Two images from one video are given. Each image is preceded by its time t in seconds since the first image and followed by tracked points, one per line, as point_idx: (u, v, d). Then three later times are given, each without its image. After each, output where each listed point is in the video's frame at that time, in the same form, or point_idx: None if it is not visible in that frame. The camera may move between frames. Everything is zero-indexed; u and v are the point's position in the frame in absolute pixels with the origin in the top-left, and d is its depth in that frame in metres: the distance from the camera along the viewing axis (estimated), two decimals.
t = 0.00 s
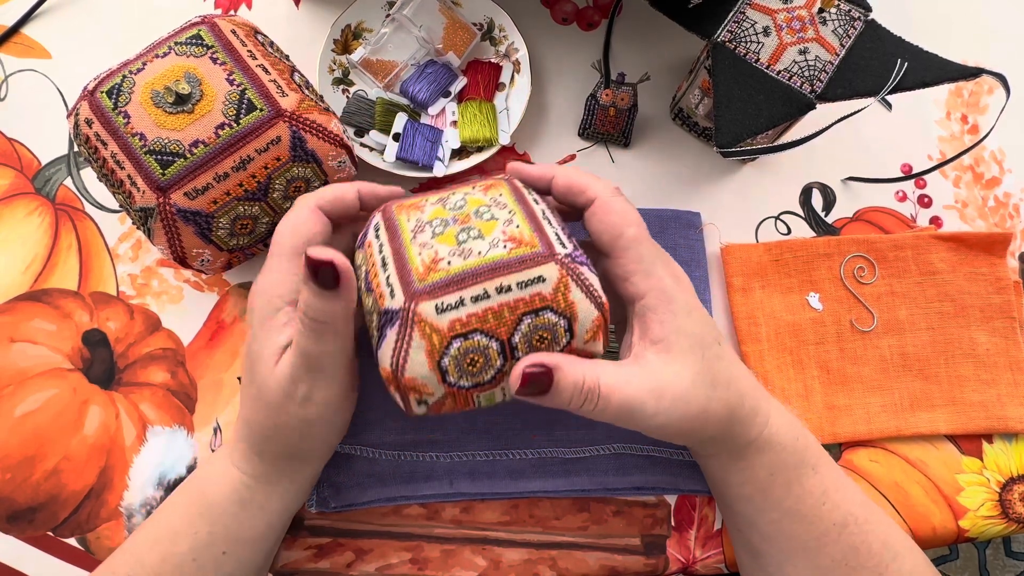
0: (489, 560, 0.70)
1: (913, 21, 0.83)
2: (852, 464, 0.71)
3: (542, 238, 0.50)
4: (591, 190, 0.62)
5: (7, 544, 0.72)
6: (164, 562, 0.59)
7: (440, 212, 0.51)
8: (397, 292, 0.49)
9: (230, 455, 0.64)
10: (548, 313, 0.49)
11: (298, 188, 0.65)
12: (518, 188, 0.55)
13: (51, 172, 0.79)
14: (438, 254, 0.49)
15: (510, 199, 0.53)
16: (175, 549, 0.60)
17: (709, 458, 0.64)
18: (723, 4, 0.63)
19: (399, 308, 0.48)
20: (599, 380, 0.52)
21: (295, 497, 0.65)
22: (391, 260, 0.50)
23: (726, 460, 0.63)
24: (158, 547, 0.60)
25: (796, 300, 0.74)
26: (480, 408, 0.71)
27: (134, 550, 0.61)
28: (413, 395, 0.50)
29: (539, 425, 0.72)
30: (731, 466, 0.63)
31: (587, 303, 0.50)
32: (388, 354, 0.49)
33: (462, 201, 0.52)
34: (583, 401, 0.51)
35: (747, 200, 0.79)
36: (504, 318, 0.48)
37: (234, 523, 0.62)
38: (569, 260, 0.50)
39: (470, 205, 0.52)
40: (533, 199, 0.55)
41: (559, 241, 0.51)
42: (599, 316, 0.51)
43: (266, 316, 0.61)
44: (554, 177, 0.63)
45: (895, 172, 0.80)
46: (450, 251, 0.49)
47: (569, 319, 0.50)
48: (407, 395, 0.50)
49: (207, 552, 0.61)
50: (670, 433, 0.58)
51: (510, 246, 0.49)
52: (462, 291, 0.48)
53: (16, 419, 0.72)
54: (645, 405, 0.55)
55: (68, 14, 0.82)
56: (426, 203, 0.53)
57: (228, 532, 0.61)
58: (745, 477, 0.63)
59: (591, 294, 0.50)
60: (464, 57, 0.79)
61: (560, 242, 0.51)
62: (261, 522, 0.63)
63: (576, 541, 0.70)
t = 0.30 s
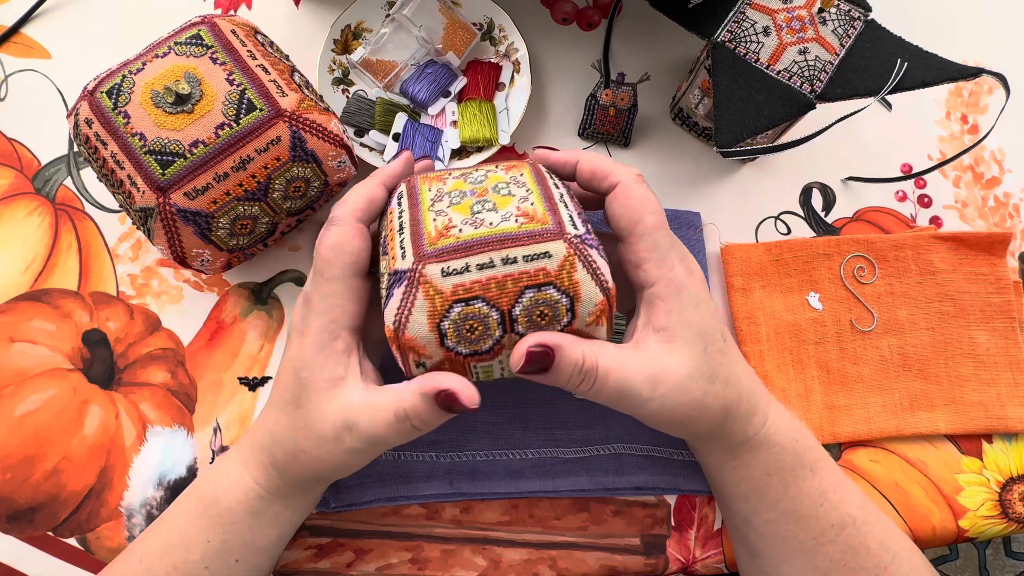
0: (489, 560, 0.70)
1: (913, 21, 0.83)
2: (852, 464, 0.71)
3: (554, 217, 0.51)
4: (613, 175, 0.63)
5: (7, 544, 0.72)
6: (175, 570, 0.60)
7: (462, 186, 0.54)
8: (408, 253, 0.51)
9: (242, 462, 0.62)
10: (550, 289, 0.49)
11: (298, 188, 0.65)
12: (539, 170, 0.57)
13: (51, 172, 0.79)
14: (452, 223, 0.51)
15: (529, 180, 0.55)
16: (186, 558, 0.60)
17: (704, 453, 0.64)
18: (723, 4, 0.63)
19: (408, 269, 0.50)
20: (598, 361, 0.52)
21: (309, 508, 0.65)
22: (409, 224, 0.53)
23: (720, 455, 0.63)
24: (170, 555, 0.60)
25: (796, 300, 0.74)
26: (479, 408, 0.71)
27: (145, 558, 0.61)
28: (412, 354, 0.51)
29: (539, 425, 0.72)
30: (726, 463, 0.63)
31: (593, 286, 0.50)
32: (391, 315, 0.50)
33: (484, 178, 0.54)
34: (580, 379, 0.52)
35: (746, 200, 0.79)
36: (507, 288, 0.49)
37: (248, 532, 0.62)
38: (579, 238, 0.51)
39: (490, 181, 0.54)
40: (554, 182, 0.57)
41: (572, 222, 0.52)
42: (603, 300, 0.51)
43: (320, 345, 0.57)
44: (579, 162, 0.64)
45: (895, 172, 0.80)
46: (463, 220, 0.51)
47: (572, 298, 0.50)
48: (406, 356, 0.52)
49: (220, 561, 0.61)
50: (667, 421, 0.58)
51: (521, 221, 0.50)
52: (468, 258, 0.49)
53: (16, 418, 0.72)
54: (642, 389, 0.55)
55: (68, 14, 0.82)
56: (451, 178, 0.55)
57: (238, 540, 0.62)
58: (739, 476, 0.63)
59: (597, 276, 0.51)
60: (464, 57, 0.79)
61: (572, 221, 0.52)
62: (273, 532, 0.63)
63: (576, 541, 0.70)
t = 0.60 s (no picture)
0: (489, 560, 0.70)
1: (913, 21, 0.83)
2: (852, 464, 0.71)
3: (539, 228, 0.51)
4: (607, 181, 0.62)
5: (7, 544, 0.72)
6: (174, 566, 0.60)
7: (452, 194, 0.54)
8: (396, 264, 0.52)
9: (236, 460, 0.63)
10: (533, 301, 0.50)
11: (298, 188, 0.65)
12: (532, 177, 0.56)
13: (51, 172, 0.79)
14: (438, 234, 0.51)
15: (519, 188, 0.55)
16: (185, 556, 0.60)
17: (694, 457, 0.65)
18: (723, 4, 0.63)
19: (396, 278, 0.51)
20: (582, 373, 0.53)
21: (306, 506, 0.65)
22: (400, 233, 0.54)
23: (710, 459, 0.64)
24: (169, 551, 0.60)
25: (796, 300, 0.74)
26: (479, 408, 0.71)
27: (145, 554, 0.61)
28: (401, 360, 0.53)
29: (539, 425, 0.72)
30: (716, 466, 0.64)
31: (576, 298, 0.51)
32: (381, 321, 0.52)
33: (474, 186, 0.54)
34: (562, 389, 0.53)
35: (746, 200, 0.79)
36: (489, 300, 0.50)
37: (247, 529, 0.62)
38: (563, 250, 0.51)
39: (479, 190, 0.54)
40: (547, 189, 0.56)
41: (557, 232, 0.52)
42: (587, 311, 0.52)
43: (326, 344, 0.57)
44: (573, 166, 0.63)
45: (895, 172, 0.80)
46: (449, 231, 0.51)
47: (554, 310, 0.51)
48: (396, 360, 0.54)
49: (218, 557, 0.61)
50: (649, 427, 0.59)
51: (506, 232, 0.51)
52: (452, 269, 0.50)
53: (16, 418, 0.72)
54: (626, 399, 0.56)
55: (67, 14, 0.82)
56: (444, 185, 0.56)
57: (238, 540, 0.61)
58: (729, 479, 0.64)
59: (581, 288, 0.51)
60: (464, 57, 0.79)
61: (558, 232, 0.52)
62: (272, 530, 0.63)
63: (576, 541, 0.70)
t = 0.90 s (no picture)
0: (489, 560, 0.70)
1: (913, 21, 0.83)
2: (852, 464, 0.71)
3: (535, 245, 0.50)
4: (605, 185, 0.60)
5: (7, 544, 0.72)
6: (170, 564, 0.60)
7: (448, 203, 0.53)
8: (392, 277, 0.52)
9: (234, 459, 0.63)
10: (527, 319, 0.50)
11: (298, 188, 0.65)
12: (530, 183, 0.55)
13: (51, 173, 0.79)
14: (433, 249, 0.51)
15: (516, 197, 0.53)
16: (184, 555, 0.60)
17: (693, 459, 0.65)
18: (723, 4, 0.63)
19: (392, 292, 0.51)
20: (574, 384, 0.53)
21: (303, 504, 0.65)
22: (396, 243, 0.53)
23: (710, 461, 0.64)
24: (166, 549, 0.60)
25: (796, 299, 0.74)
26: (479, 408, 0.71)
27: (143, 551, 0.61)
28: (399, 369, 0.54)
29: (539, 425, 0.72)
30: (716, 468, 0.64)
31: (570, 314, 0.51)
32: (378, 333, 0.52)
33: (469, 194, 0.53)
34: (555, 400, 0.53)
35: (746, 200, 0.79)
36: (483, 318, 0.50)
37: (242, 528, 0.62)
38: (558, 267, 0.50)
39: (475, 199, 0.53)
40: (545, 197, 0.55)
41: (553, 248, 0.51)
42: (582, 326, 0.52)
43: (323, 346, 0.57)
44: (571, 169, 0.62)
45: (895, 172, 0.80)
46: (445, 245, 0.50)
47: (548, 327, 0.51)
48: (393, 370, 0.55)
49: (214, 555, 0.61)
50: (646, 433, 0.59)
51: (501, 249, 0.50)
52: (447, 286, 0.50)
53: (16, 418, 0.72)
54: (620, 409, 0.56)
55: (67, 14, 0.82)
56: (440, 191, 0.54)
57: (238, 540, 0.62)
58: (728, 480, 0.64)
59: (575, 305, 0.51)
60: (464, 57, 0.79)
61: (555, 248, 0.51)
62: (267, 526, 0.63)
63: (576, 541, 0.70)
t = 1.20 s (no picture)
0: (489, 560, 0.70)
1: (913, 21, 0.83)
2: (852, 465, 0.71)
3: (538, 257, 0.50)
4: (602, 189, 0.60)
5: (6, 544, 0.72)
6: (169, 564, 0.60)
7: (448, 212, 0.52)
8: (394, 289, 0.51)
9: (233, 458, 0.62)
10: (529, 332, 0.51)
11: (298, 188, 0.65)
12: (530, 190, 0.55)
13: (51, 172, 0.79)
14: (435, 262, 0.50)
15: (517, 206, 0.53)
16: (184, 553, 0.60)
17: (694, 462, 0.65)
18: (723, 4, 0.63)
19: (393, 305, 0.51)
20: (573, 392, 0.54)
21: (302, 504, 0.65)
22: (397, 253, 0.52)
23: (712, 464, 0.64)
24: (164, 548, 0.61)
25: (796, 300, 0.74)
26: (479, 409, 0.71)
27: (141, 550, 0.61)
28: (400, 380, 0.54)
29: (539, 425, 0.71)
30: (717, 470, 0.64)
31: (571, 326, 0.51)
32: (379, 345, 0.52)
33: (470, 203, 0.52)
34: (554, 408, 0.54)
35: (746, 200, 0.79)
36: (486, 330, 0.50)
37: (239, 528, 0.62)
38: (561, 280, 0.51)
39: (476, 208, 0.52)
40: (546, 205, 0.55)
41: (556, 260, 0.51)
42: (583, 337, 0.52)
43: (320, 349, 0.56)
44: (569, 171, 0.61)
45: (895, 172, 0.80)
46: (446, 257, 0.50)
47: (550, 340, 0.52)
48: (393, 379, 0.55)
49: (213, 554, 0.61)
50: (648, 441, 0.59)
51: (504, 262, 0.50)
52: (450, 300, 0.50)
53: (16, 418, 0.72)
54: (622, 418, 0.56)
55: (67, 14, 0.82)
56: (440, 198, 0.54)
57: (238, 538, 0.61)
58: (730, 482, 0.64)
59: (577, 317, 0.51)
60: (464, 57, 0.79)
61: (557, 260, 0.51)
62: (267, 526, 0.63)
63: (576, 541, 0.70)
